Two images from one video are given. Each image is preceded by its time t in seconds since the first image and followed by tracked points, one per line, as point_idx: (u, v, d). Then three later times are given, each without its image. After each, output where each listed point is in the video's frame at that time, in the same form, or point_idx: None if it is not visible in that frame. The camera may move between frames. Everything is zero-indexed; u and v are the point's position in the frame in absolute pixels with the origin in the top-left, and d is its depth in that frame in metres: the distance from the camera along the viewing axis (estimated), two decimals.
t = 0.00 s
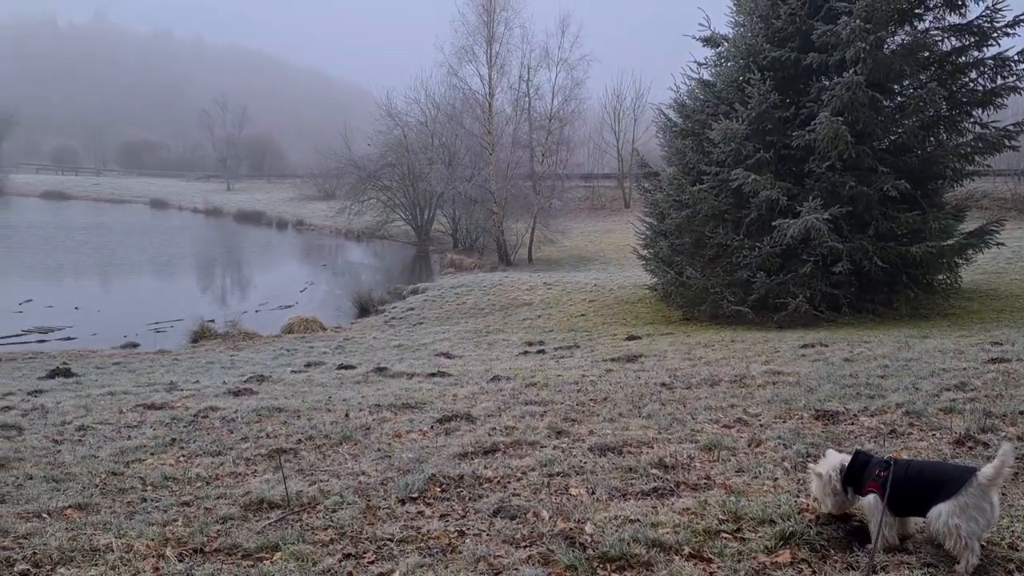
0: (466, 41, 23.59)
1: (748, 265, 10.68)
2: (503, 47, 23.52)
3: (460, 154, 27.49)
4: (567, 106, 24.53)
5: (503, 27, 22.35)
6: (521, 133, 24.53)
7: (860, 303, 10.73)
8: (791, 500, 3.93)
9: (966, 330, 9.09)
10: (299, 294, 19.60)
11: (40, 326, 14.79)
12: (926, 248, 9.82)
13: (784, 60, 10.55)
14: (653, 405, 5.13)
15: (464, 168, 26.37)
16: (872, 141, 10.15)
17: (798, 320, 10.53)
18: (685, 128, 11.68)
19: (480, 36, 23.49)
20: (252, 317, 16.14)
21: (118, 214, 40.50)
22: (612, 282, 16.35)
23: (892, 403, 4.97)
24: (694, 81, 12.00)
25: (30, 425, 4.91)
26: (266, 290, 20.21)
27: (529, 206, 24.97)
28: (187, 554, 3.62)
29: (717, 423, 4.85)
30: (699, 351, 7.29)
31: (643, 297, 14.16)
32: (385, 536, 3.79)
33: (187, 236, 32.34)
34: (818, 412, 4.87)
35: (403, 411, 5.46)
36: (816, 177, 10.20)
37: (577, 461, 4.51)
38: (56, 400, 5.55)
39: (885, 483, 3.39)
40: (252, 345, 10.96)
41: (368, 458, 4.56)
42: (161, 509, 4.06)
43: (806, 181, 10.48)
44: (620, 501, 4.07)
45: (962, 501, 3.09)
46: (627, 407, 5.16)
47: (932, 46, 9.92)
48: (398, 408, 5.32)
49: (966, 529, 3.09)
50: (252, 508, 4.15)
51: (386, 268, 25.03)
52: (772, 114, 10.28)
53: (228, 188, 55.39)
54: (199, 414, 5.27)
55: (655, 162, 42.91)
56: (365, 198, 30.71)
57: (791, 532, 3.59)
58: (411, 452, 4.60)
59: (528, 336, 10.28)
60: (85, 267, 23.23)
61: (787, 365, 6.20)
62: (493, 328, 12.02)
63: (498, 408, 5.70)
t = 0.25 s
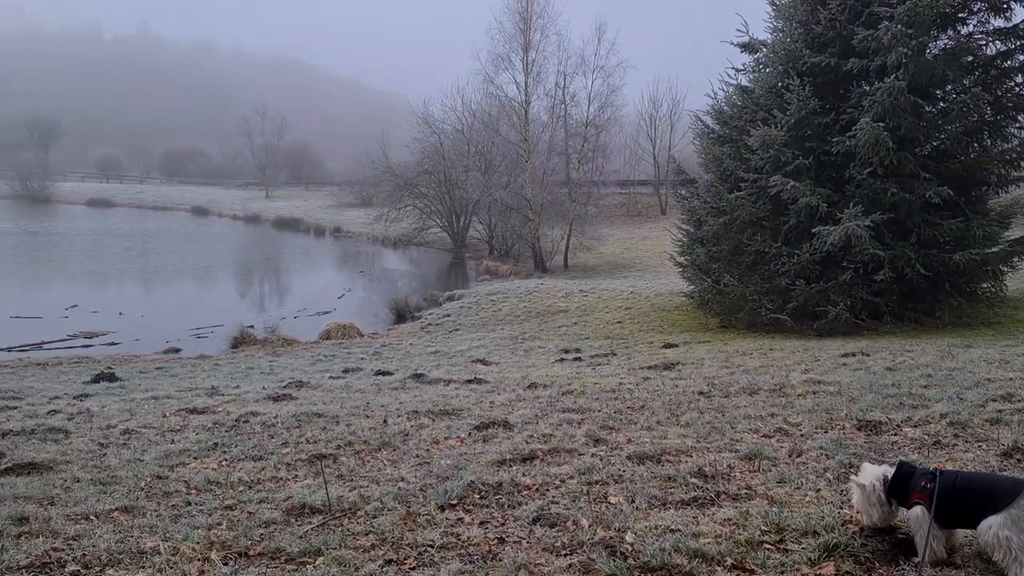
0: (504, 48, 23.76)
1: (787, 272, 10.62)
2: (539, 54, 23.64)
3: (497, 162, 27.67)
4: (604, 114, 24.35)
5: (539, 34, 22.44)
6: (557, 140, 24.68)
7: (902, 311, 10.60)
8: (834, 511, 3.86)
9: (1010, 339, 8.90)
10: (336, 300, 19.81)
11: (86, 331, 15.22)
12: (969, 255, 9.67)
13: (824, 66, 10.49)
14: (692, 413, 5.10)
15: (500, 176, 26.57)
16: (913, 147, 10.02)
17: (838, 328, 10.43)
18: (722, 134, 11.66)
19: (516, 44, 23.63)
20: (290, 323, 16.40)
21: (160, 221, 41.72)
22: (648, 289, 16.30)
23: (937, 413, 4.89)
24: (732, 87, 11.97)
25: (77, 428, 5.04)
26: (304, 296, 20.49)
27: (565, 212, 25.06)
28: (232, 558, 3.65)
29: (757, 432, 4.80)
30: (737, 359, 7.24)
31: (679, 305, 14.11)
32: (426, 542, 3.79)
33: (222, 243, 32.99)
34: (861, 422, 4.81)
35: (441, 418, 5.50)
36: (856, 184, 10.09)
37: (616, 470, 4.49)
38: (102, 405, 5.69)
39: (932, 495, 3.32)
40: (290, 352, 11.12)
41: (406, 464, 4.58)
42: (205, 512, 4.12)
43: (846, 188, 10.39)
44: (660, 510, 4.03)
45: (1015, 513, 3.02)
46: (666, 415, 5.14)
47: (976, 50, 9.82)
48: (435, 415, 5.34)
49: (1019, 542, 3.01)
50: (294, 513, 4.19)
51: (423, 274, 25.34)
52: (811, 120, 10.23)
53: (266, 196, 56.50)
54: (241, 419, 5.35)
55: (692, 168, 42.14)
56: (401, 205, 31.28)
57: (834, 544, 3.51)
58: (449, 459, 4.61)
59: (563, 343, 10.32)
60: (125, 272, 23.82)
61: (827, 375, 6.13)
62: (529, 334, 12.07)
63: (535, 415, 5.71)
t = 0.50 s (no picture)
0: (533, 56, 23.86)
1: (819, 279, 10.54)
2: (567, 62, 23.68)
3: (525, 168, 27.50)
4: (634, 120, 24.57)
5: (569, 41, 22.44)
6: (586, 147, 24.34)
7: (937, 318, 10.49)
8: (870, 522, 3.79)
9: None
10: (366, 307, 19.95)
11: (123, 337, 15.56)
12: (1007, 263, 9.54)
13: (857, 71, 10.42)
14: (723, 422, 5.07)
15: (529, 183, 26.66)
16: (949, 153, 9.90)
17: (872, 336, 10.33)
18: (753, 141, 11.61)
19: (546, 51, 23.69)
20: (321, 329, 16.59)
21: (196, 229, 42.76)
22: (678, 296, 16.23)
23: (974, 423, 4.81)
24: (762, 92, 11.90)
25: (115, 433, 5.14)
26: (335, 303, 20.69)
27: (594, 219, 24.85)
28: (267, 563, 3.67)
29: (789, 441, 4.76)
30: (769, 367, 7.20)
31: (709, 312, 14.02)
32: (458, 549, 3.78)
33: (251, 249, 33.48)
34: (895, 432, 4.75)
35: (470, 425, 5.51)
36: (889, 191, 9.99)
37: (647, 478, 4.47)
38: (139, 410, 5.81)
39: (970, 506, 3.28)
40: (320, 358, 11.24)
41: (438, 471, 4.60)
42: (240, 517, 4.16)
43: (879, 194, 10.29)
44: (693, 519, 3.99)
45: None
46: (696, 423, 5.11)
47: (1013, 54, 9.73)
48: (465, 422, 5.36)
49: None
50: (327, 518, 4.20)
51: (453, 281, 25.52)
52: (844, 125, 10.19)
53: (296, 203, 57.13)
54: (273, 424, 5.41)
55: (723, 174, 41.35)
56: (431, 213, 31.80)
57: (871, 555, 3.44)
58: (480, 466, 4.62)
59: (592, 350, 10.35)
60: (159, 279, 24.28)
61: (860, 383, 6.06)
62: (558, 341, 12.09)
63: (565, 423, 5.70)
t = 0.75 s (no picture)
0: (569, 70, 23.97)
1: (860, 293, 10.40)
2: (605, 76, 23.72)
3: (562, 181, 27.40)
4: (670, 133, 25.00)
5: (605, 54, 22.45)
6: (623, 161, 24.09)
7: (983, 333, 10.34)
8: (915, 541, 3.69)
9: None
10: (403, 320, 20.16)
11: (166, 348, 15.98)
12: None
13: (899, 83, 10.35)
14: (763, 437, 5.02)
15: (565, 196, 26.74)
16: (993, 164, 9.81)
17: (915, 350, 10.16)
18: (792, 153, 11.47)
19: (582, 64, 23.76)
20: (360, 342, 16.82)
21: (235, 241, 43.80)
22: (715, 310, 16.12)
23: None
24: (801, 104, 11.72)
25: (159, 443, 5.25)
26: (372, 316, 20.91)
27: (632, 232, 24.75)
28: (307, 573, 3.68)
29: (831, 457, 4.71)
30: (810, 382, 7.12)
31: (747, 326, 13.89)
32: (497, 562, 3.76)
33: (284, 262, 34.06)
34: (940, 449, 4.67)
35: (507, 438, 5.53)
36: (932, 203, 9.94)
37: (687, 494, 4.42)
38: (181, 420, 5.94)
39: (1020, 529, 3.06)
40: (358, 370, 11.38)
41: (476, 483, 4.61)
42: (282, 528, 4.19)
43: (922, 207, 10.20)
44: (733, 536, 3.92)
45: None
46: (736, 438, 5.07)
47: None
48: (503, 434, 5.37)
49: None
50: (367, 530, 4.21)
51: (489, 294, 25.70)
52: (886, 137, 10.14)
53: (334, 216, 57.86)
54: (312, 436, 5.48)
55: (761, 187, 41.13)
56: (468, 227, 32.30)
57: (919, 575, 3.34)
58: (518, 479, 4.61)
59: (628, 364, 10.37)
60: (198, 291, 24.84)
61: (904, 399, 5.97)
62: (594, 355, 12.10)
63: (603, 436, 5.69)
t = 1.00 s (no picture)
0: (599, 89, 24.02)
1: (895, 312, 10.32)
2: (634, 95, 23.75)
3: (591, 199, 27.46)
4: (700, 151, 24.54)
5: (634, 72, 22.47)
6: (652, 179, 24.06)
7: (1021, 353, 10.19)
8: (954, 564, 3.56)
9: None
10: (433, 338, 20.35)
11: (199, 365, 16.33)
12: None
13: (932, 100, 10.25)
14: (796, 459, 4.97)
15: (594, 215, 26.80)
16: None
17: (951, 371, 10.02)
18: (823, 171, 11.50)
19: (611, 83, 23.82)
20: (390, 360, 16.99)
21: (266, 258, 44.72)
22: (745, 328, 16.01)
23: None
24: (833, 121, 11.69)
25: (191, 461, 5.34)
26: (402, 334, 21.12)
27: (662, 250, 24.71)
28: None
29: (865, 480, 4.64)
30: (843, 403, 7.06)
31: (779, 345, 13.76)
32: None
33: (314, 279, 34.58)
34: (978, 472, 4.57)
35: (537, 457, 5.53)
36: (967, 222, 9.89)
37: (719, 515, 4.35)
38: (213, 438, 6.05)
39: None
40: (387, 388, 11.48)
41: (505, 503, 4.58)
42: (312, 545, 4.18)
43: (957, 226, 10.15)
44: (767, 559, 3.80)
45: None
46: (769, 459, 5.03)
47: None
48: (532, 453, 5.40)
49: None
50: (396, 549, 4.17)
51: (518, 312, 25.84)
52: (920, 155, 10.06)
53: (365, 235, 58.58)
54: (342, 454, 5.52)
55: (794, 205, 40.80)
56: (497, 244, 32.75)
57: None
58: (549, 500, 4.59)
59: (657, 383, 10.37)
60: (229, 308, 25.31)
61: (939, 421, 5.88)
62: (623, 373, 12.08)
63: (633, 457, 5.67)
